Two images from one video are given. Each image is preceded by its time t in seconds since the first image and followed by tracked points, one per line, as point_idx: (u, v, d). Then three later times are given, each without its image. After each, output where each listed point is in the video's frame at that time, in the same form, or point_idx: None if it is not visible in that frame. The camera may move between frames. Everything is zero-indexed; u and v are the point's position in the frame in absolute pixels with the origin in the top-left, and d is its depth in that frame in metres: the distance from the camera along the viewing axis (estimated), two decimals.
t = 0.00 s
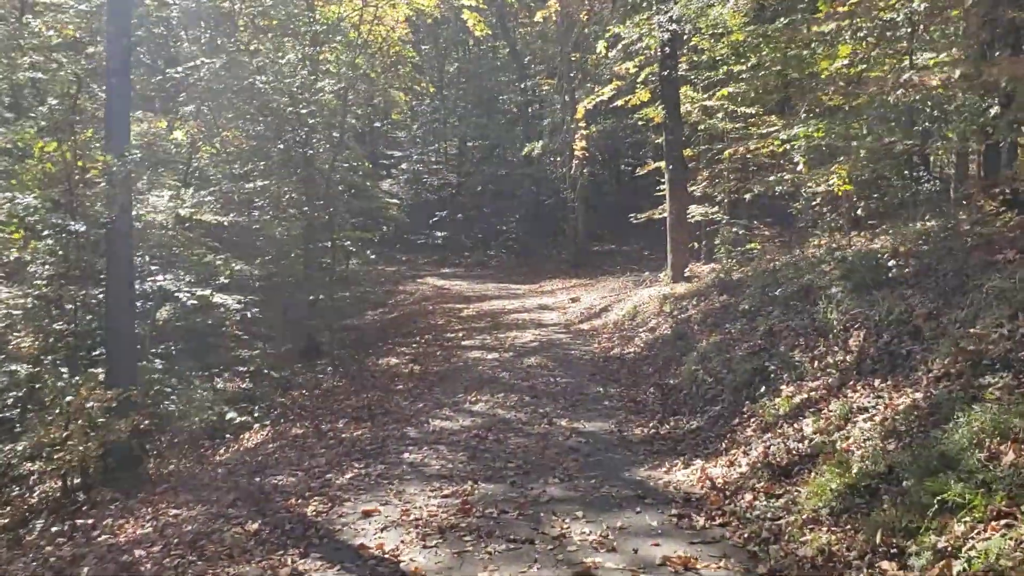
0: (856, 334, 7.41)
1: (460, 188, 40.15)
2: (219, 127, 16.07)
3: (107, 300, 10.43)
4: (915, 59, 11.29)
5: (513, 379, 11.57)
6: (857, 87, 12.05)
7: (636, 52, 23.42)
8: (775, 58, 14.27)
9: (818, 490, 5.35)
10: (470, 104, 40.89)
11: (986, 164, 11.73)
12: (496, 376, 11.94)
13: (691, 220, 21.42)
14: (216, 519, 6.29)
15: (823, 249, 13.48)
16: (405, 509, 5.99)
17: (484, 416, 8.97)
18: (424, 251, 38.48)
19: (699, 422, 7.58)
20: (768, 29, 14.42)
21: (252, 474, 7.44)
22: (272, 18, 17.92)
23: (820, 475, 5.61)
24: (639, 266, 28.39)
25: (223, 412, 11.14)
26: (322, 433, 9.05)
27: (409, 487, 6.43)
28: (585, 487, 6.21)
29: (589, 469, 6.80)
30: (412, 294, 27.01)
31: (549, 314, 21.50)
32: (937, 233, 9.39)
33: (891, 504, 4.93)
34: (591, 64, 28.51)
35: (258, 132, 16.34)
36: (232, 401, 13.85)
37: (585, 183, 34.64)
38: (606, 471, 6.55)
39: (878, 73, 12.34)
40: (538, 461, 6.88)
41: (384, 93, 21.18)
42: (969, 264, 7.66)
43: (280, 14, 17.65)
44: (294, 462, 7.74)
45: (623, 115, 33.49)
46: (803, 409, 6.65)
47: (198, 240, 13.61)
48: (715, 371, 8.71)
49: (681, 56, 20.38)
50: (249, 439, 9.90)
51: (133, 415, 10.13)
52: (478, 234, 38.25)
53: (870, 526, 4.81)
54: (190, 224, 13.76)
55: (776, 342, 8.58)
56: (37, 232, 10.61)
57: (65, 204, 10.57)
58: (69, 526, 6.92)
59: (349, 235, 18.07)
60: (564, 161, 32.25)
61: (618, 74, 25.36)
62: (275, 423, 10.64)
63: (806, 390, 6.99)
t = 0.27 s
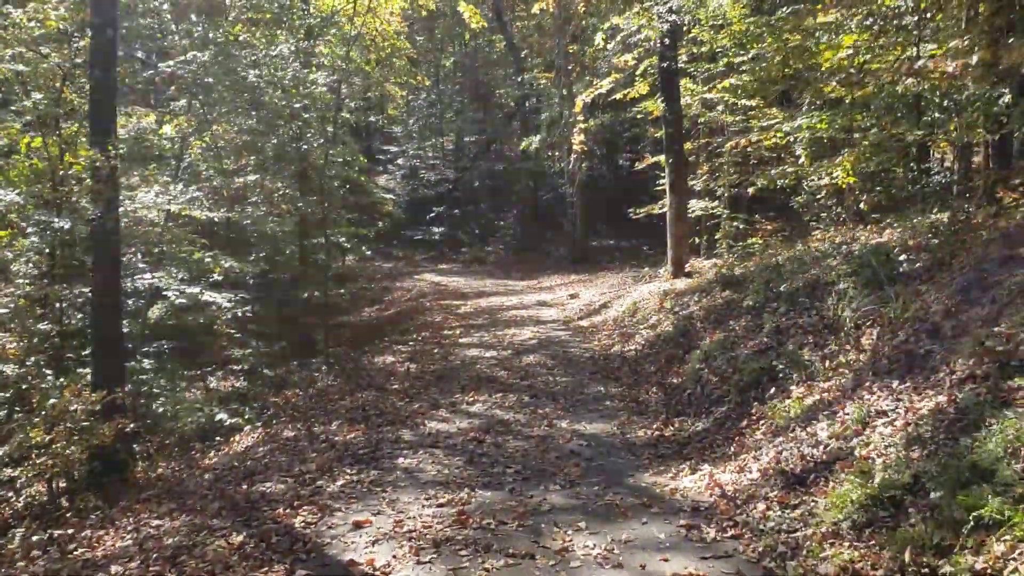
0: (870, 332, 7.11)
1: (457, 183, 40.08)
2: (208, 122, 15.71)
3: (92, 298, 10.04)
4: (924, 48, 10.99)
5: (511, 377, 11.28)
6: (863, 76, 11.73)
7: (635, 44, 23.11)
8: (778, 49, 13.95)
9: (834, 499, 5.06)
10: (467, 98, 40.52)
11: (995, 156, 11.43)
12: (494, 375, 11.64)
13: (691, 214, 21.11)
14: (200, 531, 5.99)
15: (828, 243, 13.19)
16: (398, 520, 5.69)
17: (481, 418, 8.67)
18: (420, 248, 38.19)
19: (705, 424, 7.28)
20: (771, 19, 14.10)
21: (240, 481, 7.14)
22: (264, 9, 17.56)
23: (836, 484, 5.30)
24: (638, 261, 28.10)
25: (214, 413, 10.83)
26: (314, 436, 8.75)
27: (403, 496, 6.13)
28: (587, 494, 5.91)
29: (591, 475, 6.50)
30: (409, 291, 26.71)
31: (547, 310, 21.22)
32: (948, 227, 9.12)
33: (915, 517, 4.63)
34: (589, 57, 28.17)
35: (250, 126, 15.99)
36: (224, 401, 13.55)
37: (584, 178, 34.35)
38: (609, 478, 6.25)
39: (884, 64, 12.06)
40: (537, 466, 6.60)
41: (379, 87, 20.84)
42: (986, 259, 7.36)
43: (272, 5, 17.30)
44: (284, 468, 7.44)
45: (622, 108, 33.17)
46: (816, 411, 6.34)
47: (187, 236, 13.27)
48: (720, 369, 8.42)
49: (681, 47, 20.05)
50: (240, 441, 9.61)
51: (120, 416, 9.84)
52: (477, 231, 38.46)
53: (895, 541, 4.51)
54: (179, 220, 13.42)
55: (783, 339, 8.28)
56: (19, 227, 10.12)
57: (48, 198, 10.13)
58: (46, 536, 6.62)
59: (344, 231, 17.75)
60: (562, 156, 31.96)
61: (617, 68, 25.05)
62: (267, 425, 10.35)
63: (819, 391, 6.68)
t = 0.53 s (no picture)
0: (890, 332, 6.80)
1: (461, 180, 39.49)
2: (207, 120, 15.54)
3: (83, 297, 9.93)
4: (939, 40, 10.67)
5: (515, 378, 11.00)
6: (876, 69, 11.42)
7: (641, 40, 22.81)
8: (788, 43, 13.63)
9: (859, 510, 4.74)
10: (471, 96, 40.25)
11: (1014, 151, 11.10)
12: (497, 376, 11.35)
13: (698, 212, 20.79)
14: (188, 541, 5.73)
15: (840, 241, 12.87)
16: (395, 531, 5.41)
17: (483, 421, 8.39)
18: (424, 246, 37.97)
19: (717, 428, 6.99)
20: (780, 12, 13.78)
21: (232, 487, 6.88)
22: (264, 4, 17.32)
23: (860, 493, 4.99)
24: (644, 260, 27.80)
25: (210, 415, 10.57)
26: (311, 439, 8.48)
27: (400, 504, 5.85)
28: (594, 503, 5.64)
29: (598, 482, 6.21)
30: (412, 290, 26.47)
31: (552, 309, 20.94)
32: (967, 223, 8.79)
33: (949, 532, 4.32)
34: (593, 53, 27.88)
35: (250, 122, 15.75)
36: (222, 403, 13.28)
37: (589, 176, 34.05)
38: (617, 485, 5.97)
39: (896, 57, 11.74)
40: (542, 472, 6.31)
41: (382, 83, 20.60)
42: (1011, 256, 7.04)
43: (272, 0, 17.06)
44: (278, 473, 7.17)
45: (627, 106, 32.85)
46: (837, 415, 6.03)
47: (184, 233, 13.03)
48: (731, 371, 8.13)
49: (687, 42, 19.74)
50: (235, 445, 9.35)
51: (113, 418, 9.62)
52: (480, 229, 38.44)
53: (927, 557, 4.20)
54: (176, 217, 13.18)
55: (797, 339, 7.98)
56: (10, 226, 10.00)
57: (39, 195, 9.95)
58: (31, 543, 6.38)
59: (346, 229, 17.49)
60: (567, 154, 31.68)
61: (622, 64, 24.76)
62: (264, 427, 10.08)
63: (837, 394, 6.37)
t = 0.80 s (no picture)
0: (908, 337, 6.53)
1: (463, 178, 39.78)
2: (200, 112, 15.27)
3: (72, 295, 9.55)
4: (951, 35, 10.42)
5: (515, 380, 10.74)
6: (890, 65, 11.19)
7: (644, 35, 22.52)
8: (794, 38, 13.35)
9: (882, 529, 4.47)
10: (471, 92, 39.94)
11: None
12: (497, 378, 11.10)
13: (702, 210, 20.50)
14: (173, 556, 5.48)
15: (848, 241, 12.60)
16: (390, 547, 5.15)
17: (483, 426, 8.13)
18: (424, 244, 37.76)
19: (726, 437, 6.72)
20: (787, 7, 13.50)
21: (221, 497, 6.62)
22: None
23: (881, 511, 4.72)
24: (646, 258, 27.54)
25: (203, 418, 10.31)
26: (306, 444, 8.23)
27: (396, 517, 5.60)
28: (599, 518, 5.38)
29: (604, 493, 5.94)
30: (412, 287, 26.23)
31: (553, 308, 20.66)
32: (983, 223, 8.53)
33: (981, 556, 4.05)
34: (595, 49, 27.58)
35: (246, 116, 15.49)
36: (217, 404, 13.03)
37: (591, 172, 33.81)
38: (623, 498, 5.71)
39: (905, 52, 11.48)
40: (545, 484, 6.04)
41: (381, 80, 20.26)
42: None
43: None
44: (270, 481, 6.91)
45: (629, 102, 32.56)
46: (855, 425, 5.76)
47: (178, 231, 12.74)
48: (740, 376, 7.86)
49: (691, 38, 19.45)
50: (228, 449, 9.09)
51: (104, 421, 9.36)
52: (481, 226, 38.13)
53: None
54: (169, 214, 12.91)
55: (808, 343, 7.71)
56: None
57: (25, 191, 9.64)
58: (11, 556, 6.13)
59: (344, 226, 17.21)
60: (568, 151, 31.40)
61: (624, 60, 24.47)
62: (258, 431, 9.83)
63: (854, 402, 6.10)
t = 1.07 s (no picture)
0: (924, 336, 6.27)
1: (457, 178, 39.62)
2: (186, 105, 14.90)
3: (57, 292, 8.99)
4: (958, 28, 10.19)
5: (512, 381, 10.44)
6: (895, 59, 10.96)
7: (641, 32, 22.26)
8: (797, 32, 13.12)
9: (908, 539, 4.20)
10: (466, 91, 39.65)
11: None
12: (494, 378, 10.80)
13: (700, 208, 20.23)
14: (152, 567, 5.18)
15: (852, 238, 12.34)
16: (383, 558, 4.87)
17: (479, 429, 7.84)
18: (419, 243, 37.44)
19: (733, 440, 6.44)
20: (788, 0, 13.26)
21: (205, 503, 6.31)
22: None
23: (907, 521, 4.45)
24: (642, 258, 27.30)
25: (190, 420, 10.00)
26: (295, 447, 7.92)
27: (389, 526, 5.32)
28: (603, 527, 5.11)
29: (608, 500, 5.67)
30: (407, 287, 25.92)
31: (549, 308, 20.38)
32: (995, 218, 8.28)
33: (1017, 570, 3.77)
34: (592, 47, 27.34)
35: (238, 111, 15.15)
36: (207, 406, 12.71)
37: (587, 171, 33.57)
38: (627, 505, 5.44)
39: (912, 48, 11.26)
40: (546, 489, 5.76)
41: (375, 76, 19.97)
42: None
43: None
44: (257, 486, 6.61)
45: (625, 100, 32.32)
46: (872, 428, 5.49)
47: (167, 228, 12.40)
48: (746, 376, 7.59)
49: (689, 34, 19.21)
50: (215, 452, 8.78)
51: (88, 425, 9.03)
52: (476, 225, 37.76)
53: None
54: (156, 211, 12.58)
55: (817, 342, 7.44)
56: None
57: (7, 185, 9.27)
58: None
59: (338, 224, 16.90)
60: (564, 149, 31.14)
61: (621, 57, 24.22)
62: (247, 433, 9.51)
63: (869, 404, 5.84)
